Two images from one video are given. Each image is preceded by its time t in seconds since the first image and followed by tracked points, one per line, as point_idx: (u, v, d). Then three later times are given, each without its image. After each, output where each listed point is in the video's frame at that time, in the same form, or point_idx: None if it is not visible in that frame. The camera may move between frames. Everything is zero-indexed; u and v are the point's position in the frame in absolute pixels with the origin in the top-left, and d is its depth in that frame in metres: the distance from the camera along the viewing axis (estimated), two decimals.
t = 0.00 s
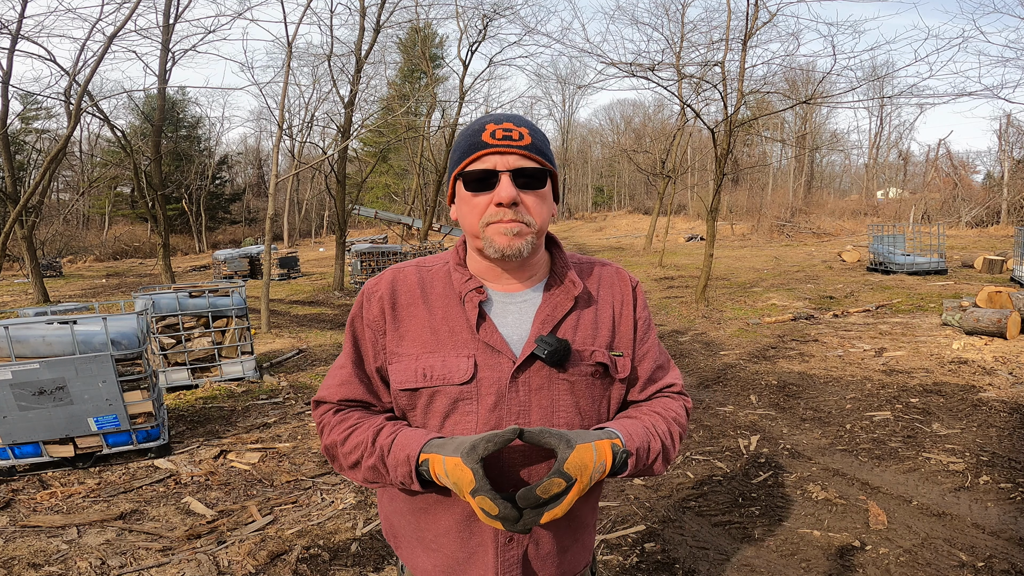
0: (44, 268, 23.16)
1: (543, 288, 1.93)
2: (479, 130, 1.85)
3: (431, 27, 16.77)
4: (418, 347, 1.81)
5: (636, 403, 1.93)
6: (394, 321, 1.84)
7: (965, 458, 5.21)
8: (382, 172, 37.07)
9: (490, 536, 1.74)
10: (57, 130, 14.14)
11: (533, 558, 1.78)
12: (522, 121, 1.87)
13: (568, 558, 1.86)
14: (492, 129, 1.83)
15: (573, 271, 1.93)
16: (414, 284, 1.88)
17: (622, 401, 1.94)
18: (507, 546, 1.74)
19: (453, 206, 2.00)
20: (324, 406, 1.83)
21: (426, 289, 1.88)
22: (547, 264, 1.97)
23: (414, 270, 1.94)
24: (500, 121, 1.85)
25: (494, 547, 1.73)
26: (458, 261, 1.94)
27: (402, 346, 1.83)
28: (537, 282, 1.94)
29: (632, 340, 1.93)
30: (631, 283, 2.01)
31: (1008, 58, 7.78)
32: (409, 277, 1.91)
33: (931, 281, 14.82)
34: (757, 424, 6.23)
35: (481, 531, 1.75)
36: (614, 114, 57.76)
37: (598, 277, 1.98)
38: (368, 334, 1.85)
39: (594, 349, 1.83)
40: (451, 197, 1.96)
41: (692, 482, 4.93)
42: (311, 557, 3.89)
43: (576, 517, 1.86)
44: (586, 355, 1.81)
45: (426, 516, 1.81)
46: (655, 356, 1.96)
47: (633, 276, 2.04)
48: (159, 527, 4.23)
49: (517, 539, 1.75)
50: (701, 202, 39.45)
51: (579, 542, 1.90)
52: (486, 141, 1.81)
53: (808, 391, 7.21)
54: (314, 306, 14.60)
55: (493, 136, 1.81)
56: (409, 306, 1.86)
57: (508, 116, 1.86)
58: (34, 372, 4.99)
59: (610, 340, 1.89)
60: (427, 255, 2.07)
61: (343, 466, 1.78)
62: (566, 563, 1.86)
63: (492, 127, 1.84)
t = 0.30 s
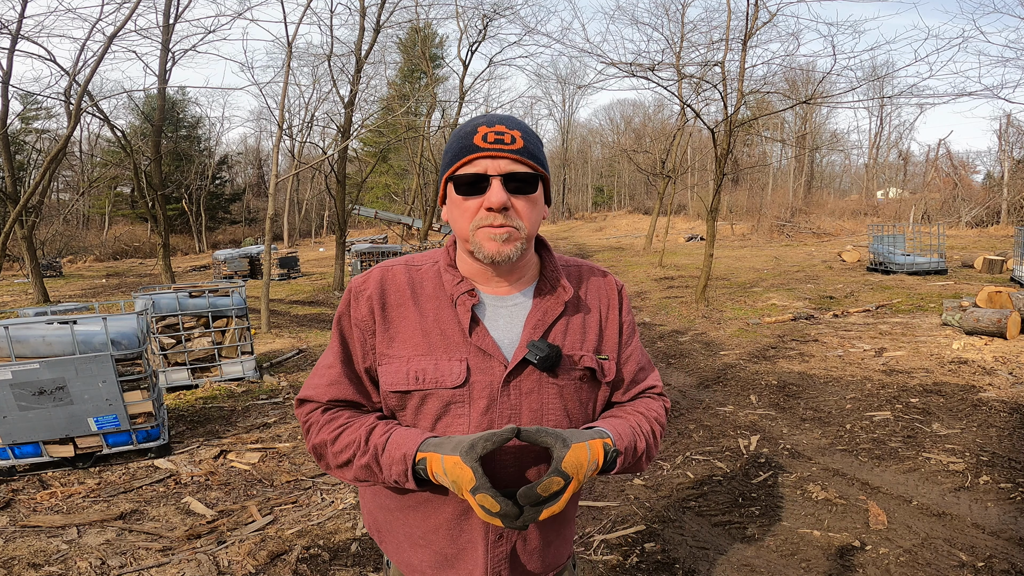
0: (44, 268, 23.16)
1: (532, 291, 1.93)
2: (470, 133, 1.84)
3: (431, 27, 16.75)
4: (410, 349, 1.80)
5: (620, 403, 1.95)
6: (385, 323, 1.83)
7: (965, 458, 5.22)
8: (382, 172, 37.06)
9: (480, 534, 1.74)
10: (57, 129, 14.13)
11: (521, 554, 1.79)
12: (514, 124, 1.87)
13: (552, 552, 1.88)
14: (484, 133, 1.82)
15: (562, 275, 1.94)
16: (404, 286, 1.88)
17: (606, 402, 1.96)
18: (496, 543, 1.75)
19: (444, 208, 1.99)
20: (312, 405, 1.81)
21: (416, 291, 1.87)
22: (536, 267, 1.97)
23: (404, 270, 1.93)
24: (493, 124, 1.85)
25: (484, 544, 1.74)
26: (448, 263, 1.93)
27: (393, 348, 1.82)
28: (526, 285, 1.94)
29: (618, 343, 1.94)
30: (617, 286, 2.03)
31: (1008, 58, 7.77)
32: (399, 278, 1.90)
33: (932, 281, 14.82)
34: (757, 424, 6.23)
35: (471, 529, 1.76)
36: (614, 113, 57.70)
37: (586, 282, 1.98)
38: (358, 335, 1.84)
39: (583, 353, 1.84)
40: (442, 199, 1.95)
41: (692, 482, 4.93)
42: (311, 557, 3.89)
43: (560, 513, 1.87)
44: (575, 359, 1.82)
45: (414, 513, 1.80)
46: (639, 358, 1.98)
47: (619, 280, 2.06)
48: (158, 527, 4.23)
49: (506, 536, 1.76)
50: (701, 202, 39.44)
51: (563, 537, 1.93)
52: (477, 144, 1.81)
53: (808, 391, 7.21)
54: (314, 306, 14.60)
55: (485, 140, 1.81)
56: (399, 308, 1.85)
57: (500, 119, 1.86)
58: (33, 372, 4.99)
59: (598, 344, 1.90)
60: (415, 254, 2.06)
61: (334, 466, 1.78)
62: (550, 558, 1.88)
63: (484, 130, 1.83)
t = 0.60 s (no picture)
0: (44, 268, 23.15)
1: (521, 292, 1.94)
2: (458, 136, 1.84)
3: (431, 27, 16.73)
4: (402, 350, 1.80)
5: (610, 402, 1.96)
6: (376, 324, 1.83)
7: (965, 458, 5.22)
8: (382, 172, 37.06)
9: (473, 531, 1.74)
10: (57, 129, 14.14)
11: (514, 549, 1.80)
12: (501, 126, 1.87)
13: (545, 548, 1.88)
14: (472, 136, 1.82)
15: (551, 275, 1.94)
16: (393, 289, 1.88)
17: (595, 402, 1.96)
18: (490, 540, 1.75)
19: (432, 211, 1.99)
20: (304, 408, 1.81)
21: (407, 292, 1.87)
22: (525, 268, 1.97)
23: (394, 273, 1.93)
24: (479, 128, 1.85)
25: (478, 541, 1.74)
26: (438, 265, 1.93)
27: (385, 350, 1.82)
28: (515, 286, 1.94)
29: (606, 344, 1.95)
30: (604, 287, 2.04)
31: (1008, 58, 7.78)
32: (389, 281, 1.90)
33: (931, 281, 14.82)
34: (757, 424, 6.23)
35: (464, 526, 1.76)
36: (614, 114, 57.68)
37: (575, 282, 1.99)
38: (349, 338, 1.84)
39: (571, 353, 1.84)
40: (431, 202, 1.95)
41: (692, 482, 4.93)
42: (311, 557, 3.89)
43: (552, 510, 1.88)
44: (564, 359, 1.82)
45: (407, 511, 1.80)
46: (625, 357, 1.99)
47: (606, 281, 2.06)
48: (159, 527, 4.23)
49: (500, 533, 1.76)
50: (700, 202, 39.45)
51: (556, 534, 1.93)
52: (465, 147, 1.81)
53: (808, 391, 7.21)
54: (314, 306, 14.60)
55: (472, 143, 1.81)
56: (390, 310, 1.85)
57: (487, 121, 1.86)
58: (34, 372, 4.99)
59: (587, 344, 1.90)
60: (404, 257, 2.07)
61: (327, 468, 1.77)
62: (543, 556, 1.88)
63: (472, 133, 1.83)
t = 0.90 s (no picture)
0: (44, 268, 23.16)
1: (518, 292, 1.93)
2: (455, 139, 1.84)
3: (431, 27, 16.73)
4: (398, 346, 1.81)
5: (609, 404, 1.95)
6: (373, 321, 1.83)
7: (965, 458, 5.21)
8: (382, 172, 37.07)
9: (464, 529, 1.74)
10: (58, 130, 14.15)
11: (505, 549, 1.79)
12: (497, 128, 1.87)
13: (539, 550, 1.87)
14: (468, 138, 1.82)
15: (547, 275, 1.94)
16: (391, 286, 1.88)
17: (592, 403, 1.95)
18: (480, 539, 1.75)
19: (431, 211, 1.98)
20: (300, 403, 1.81)
21: (404, 290, 1.88)
22: (523, 269, 1.97)
23: (393, 271, 1.94)
24: (476, 129, 1.84)
25: (468, 539, 1.74)
26: (436, 264, 1.93)
27: (381, 346, 1.82)
28: (512, 286, 1.94)
29: (603, 345, 1.94)
30: (603, 288, 2.03)
31: (1008, 58, 7.77)
32: (387, 278, 1.90)
33: (932, 281, 14.82)
34: (757, 424, 6.23)
35: (455, 524, 1.76)
36: (614, 114, 57.66)
37: (572, 283, 1.98)
38: (346, 334, 1.84)
39: (566, 352, 1.84)
40: (429, 204, 1.95)
41: (692, 482, 4.93)
42: (311, 557, 3.89)
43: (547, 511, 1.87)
44: (558, 359, 1.82)
45: (400, 509, 1.81)
46: (624, 359, 1.97)
47: (605, 283, 2.05)
48: (159, 527, 4.23)
49: (490, 531, 1.76)
50: (700, 202, 39.44)
51: (551, 534, 1.92)
52: (462, 149, 1.81)
53: (808, 391, 7.21)
54: (314, 306, 14.60)
55: (468, 145, 1.81)
56: (387, 306, 1.85)
57: (484, 123, 1.86)
58: (34, 372, 4.99)
59: (582, 344, 1.90)
60: (404, 256, 2.07)
61: (319, 462, 1.78)
62: (537, 557, 1.87)
63: (468, 135, 1.83)
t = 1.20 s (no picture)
0: (44, 268, 23.17)
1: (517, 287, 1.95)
2: (496, 133, 1.87)
3: (431, 28, 16.72)
4: (394, 342, 1.81)
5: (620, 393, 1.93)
6: (369, 319, 1.85)
7: (965, 458, 5.21)
8: (382, 172, 37.07)
9: (464, 526, 1.74)
10: (58, 130, 14.16)
11: (507, 547, 1.77)
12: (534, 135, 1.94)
13: (541, 548, 1.85)
14: (512, 136, 1.87)
15: (546, 271, 1.95)
16: (388, 285, 1.90)
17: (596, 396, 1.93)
18: (480, 536, 1.74)
19: (448, 200, 1.97)
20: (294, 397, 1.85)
21: (400, 288, 1.89)
22: (523, 266, 1.99)
23: (390, 271, 1.96)
24: (518, 131, 1.90)
25: (468, 537, 1.73)
26: (434, 261, 1.95)
27: (378, 343, 1.83)
28: (511, 280, 1.96)
29: (603, 339, 1.93)
30: (602, 285, 2.03)
31: (1008, 58, 7.77)
32: (384, 278, 1.92)
33: (932, 281, 14.81)
34: (757, 424, 6.23)
35: (455, 521, 1.75)
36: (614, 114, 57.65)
37: (571, 279, 1.99)
38: (341, 333, 1.86)
39: (563, 345, 1.83)
40: (450, 186, 1.93)
41: (692, 482, 4.93)
42: (311, 557, 3.89)
43: (550, 507, 1.85)
44: (556, 351, 1.81)
45: (401, 507, 1.81)
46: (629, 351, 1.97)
47: (605, 280, 2.06)
48: (159, 527, 4.23)
49: (491, 529, 1.75)
50: (701, 202, 39.43)
51: (553, 535, 1.90)
52: (507, 144, 1.84)
53: (808, 391, 7.21)
54: (314, 306, 14.61)
55: (514, 142, 1.85)
56: (384, 305, 1.87)
57: (524, 128, 1.92)
58: (33, 372, 4.99)
59: (581, 337, 1.90)
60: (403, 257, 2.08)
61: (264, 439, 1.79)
62: (540, 557, 1.86)
63: (512, 134, 1.88)
